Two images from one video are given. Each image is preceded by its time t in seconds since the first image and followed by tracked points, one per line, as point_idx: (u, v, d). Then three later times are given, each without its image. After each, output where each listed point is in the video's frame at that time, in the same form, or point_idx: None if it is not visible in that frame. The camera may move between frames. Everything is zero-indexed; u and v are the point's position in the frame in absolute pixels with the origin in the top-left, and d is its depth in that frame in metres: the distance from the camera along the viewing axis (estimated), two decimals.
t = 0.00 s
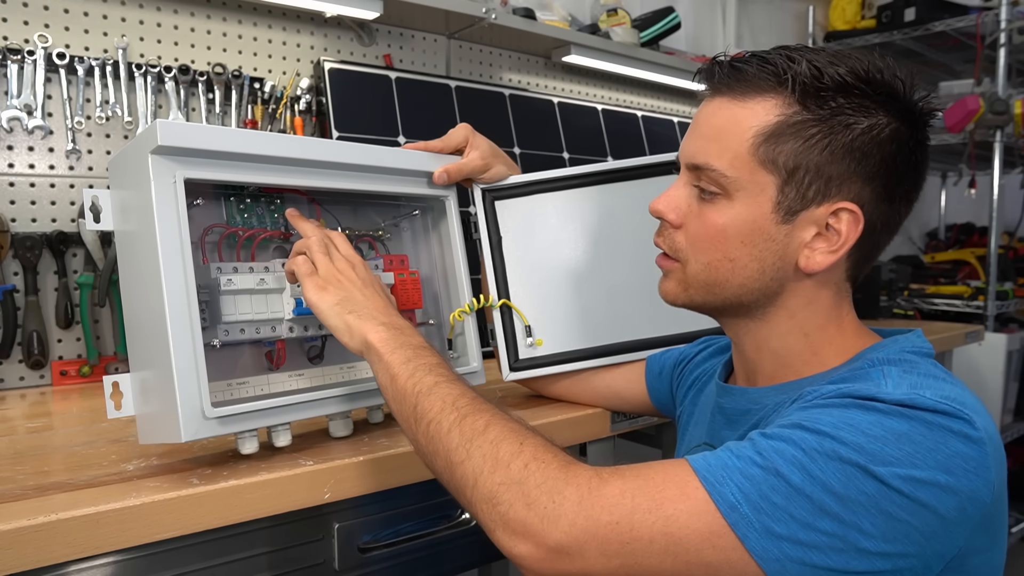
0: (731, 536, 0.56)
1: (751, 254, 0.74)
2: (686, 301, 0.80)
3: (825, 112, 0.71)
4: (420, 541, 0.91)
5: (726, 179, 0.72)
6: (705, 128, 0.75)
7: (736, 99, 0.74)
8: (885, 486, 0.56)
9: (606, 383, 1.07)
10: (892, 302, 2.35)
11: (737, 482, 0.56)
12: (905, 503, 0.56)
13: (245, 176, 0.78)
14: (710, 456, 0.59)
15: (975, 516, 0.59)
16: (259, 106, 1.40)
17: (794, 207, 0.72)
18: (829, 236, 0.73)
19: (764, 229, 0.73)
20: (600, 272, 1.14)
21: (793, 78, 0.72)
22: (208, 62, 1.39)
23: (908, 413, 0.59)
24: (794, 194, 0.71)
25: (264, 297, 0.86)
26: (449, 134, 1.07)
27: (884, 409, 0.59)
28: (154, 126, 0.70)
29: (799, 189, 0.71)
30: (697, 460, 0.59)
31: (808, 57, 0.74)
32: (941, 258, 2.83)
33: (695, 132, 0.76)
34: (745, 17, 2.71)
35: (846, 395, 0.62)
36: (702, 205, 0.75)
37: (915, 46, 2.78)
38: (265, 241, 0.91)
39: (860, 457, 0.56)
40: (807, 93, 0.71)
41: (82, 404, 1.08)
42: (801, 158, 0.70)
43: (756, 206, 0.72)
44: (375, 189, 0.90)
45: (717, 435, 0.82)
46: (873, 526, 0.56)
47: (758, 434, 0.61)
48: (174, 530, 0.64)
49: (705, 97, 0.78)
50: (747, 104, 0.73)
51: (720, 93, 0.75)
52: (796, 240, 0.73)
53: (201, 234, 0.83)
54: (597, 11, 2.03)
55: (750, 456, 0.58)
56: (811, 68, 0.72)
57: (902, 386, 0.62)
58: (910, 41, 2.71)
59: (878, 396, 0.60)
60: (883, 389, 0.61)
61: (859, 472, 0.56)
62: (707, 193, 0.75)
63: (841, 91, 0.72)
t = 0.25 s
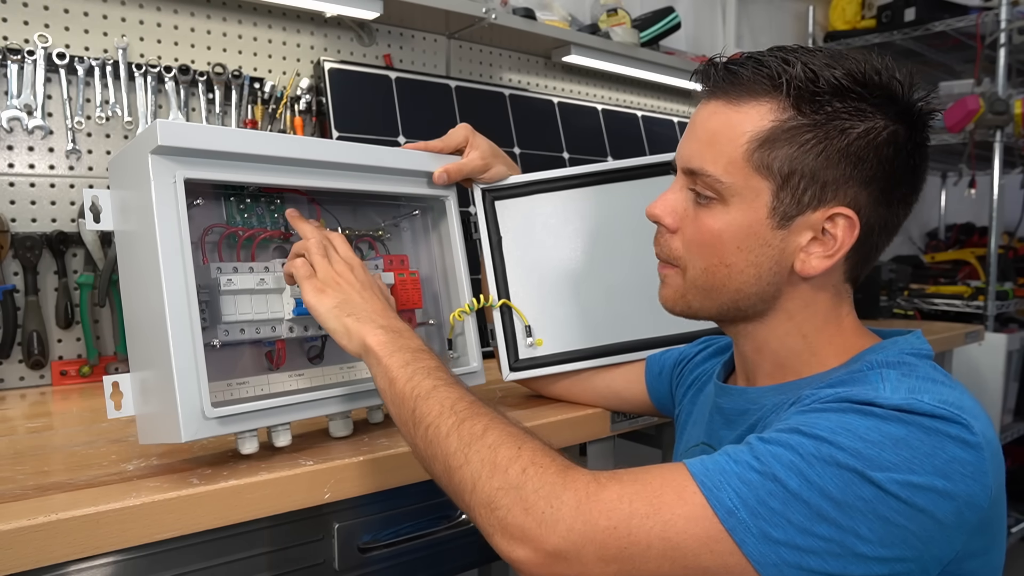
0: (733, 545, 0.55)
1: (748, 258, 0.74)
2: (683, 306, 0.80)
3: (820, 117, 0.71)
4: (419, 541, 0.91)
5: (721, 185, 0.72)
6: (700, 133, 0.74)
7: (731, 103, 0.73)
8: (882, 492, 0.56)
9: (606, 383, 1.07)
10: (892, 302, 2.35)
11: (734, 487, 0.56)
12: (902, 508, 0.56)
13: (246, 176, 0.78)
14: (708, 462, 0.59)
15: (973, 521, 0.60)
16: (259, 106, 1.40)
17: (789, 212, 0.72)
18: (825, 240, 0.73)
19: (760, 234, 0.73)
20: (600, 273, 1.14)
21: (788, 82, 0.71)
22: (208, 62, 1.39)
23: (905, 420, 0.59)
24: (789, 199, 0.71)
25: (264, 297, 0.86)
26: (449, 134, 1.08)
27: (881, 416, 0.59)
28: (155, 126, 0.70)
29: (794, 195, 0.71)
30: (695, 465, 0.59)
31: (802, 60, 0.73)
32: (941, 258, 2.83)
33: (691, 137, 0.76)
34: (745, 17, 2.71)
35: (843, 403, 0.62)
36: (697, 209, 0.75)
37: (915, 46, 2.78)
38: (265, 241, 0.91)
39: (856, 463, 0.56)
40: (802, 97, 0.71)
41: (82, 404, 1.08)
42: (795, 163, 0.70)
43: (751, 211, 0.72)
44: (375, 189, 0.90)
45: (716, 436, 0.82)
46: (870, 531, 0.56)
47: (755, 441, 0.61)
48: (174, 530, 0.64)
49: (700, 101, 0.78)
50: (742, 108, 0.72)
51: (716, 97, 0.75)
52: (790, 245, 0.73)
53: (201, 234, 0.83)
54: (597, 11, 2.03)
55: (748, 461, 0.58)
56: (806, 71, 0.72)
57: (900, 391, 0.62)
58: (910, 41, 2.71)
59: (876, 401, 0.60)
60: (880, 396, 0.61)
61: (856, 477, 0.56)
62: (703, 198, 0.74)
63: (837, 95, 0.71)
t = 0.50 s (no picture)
0: None
1: (753, 228, 0.74)
2: (691, 296, 0.79)
3: (792, 84, 0.75)
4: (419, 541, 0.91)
5: (714, 158, 0.74)
6: (685, 124, 0.78)
7: (707, 92, 0.78)
8: (945, 566, 0.54)
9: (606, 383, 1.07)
10: (892, 302, 2.35)
11: None
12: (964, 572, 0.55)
13: (246, 176, 0.78)
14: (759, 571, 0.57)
15: None
16: (259, 107, 1.40)
17: (784, 171, 0.73)
18: (822, 198, 0.74)
19: (761, 200, 0.73)
20: (600, 273, 1.14)
21: (756, 65, 0.77)
22: (208, 62, 1.39)
23: (957, 471, 0.56)
24: (781, 158, 0.73)
25: (266, 298, 0.85)
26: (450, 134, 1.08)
27: (933, 477, 0.56)
28: (156, 126, 0.70)
29: (786, 154, 0.73)
30: None
31: (765, 49, 0.80)
32: (941, 258, 2.83)
33: (675, 132, 0.79)
34: (745, 17, 2.72)
35: (887, 453, 0.58)
36: (694, 193, 0.77)
37: (915, 46, 2.78)
38: (265, 241, 0.91)
39: (915, 549, 0.54)
40: (773, 75, 0.76)
41: (82, 405, 1.08)
42: (780, 124, 0.73)
43: (750, 177, 0.73)
44: (375, 189, 0.90)
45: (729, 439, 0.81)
46: None
47: (802, 528, 0.58)
48: (175, 530, 0.64)
49: (676, 105, 0.82)
50: (717, 95, 0.77)
51: (691, 92, 0.79)
52: (793, 208, 0.74)
53: (201, 233, 0.83)
54: (597, 11, 2.03)
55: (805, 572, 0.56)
56: (771, 55, 0.78)
57: (944, 432, 0.58)
58: (910, 41, 2.71)
59: (923, 457, 0.57)
60: (925, 440, 0.58)
61: (915, 562, 0.54)
62: (697, 179, 0.76)
63: (804, 68, 0.77)
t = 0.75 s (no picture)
0: None
1: (743, 234, 0.73)
2: (686, 304, 0.79)
3: (773, 93, 0.76)
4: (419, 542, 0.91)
5: (702, 167, 0.74)
6: (670, 136, 0.78)
7: (690, 103, 0.78)
8: (962, 559, 0.55)
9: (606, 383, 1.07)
10: (892, 302, 2.35)
11: None
12: (979, 564, 0.55)
13: (247, 176, 0.78)
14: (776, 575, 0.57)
15: None
16: (259, 106, 1.40)
17: (772, 177, 0.73)
18: (809, 202, 0.74)
19: (749, 206, 0.73)
20: (600, 273, 1.14)
21: (737, 75, 0.78)
22: (208, 62, 1.39)
23: (965, 462, 0.56)
24: (768, 164, 0.73)
25: (266, 298, 0.85)
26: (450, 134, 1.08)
27: (942, 472, 0.56)
28: (158, 126, 0.70)
29: (772, 160, 0.73)
30: None
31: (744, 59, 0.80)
32: (941, 258, 2.83)
33: (661, 144, 0.79)
34: (745, 17, 2.72)
35: (895, 449, 0.58)
36: (683, 203, 0.76)
37: (915, 46, 2.78)
38: (265, 241, 0.91)
39: (930, 544, 0.55)
40: (754, 84, 0.76)
41: (82, 405, 1.08)
42: (764, 132, 0.74)
43: (739, 185, 0.73)
44: (376, 189, 0.90)
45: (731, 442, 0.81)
46: None
47: (816, 529, 0.58)
48: (175, 530, 0.64)
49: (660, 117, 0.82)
50: (700, 106, 0.77)
51: (674, 104, 0.80)
52: (781, 213, 0.74)
53: (202, 233, 0.83)
54: (597, 11, 2.03)
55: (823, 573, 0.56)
56: (751, 64, 0.78)
57: (949, 425, 0.58)
58: (910, 41, 2.71)
59: (931, 454, 0.57)
60: (932, 434, 0.58)
61: (932, 557, 0.55)
62: (686, 189, 0.76)
63: (784, 77, 0.77)
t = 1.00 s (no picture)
0: None
1: (739, 237, 0.73)
2: (685, 309, 0.78)
3: (765, 98, 0.76)
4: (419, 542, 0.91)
5: (696, 172, 0.74)
6: (663, 141, 0.78)
7: (682, 108, 0.78)
8: (955, 556, 0.55)
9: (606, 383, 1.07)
10: (892, 302, 2.35)
11: None
12: (973, 561, 0.55)
13: (247, 176, 0.78)
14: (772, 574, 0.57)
15: None
16: (259, 106, 1.40)
17: (765, 182, 0.73)
18: (802, 205, 0.74)
19: (745, 210, 0.73)
20: (599, 273, 1.14)
21: (729, 79, 0.78)
22: (208, 62, 1.39)
23: (958, 461, 0.56)
24: (762, 169, 0.73)
25: (266, 298, 0.85)
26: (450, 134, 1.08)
27: (936, 469, 0.56)
28: (157, 126, 0.70)
29: (766, 164, 0.73)
30: None
31: (735, 64, 0.80)
32: (941, 258, 2.83)
33: (654, 149, 0.79)
34: (745, 17, 2.72)
35: (889, 448, 0.58)
36: (678, 207, 0.76)
37: (915, 46, 2.78)
38: (265, 241, 0.91)
39: (925, 539, 0.55)
40: (747, 88, 0.77)
41: (82, 404, 1.08)
42: (757, 136, 0.74)
43: (733, 189, 0.73)
44: (376, 189, 0.90)
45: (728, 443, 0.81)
46: None
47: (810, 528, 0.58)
48: (175, 530, 0.64)
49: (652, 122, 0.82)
50: (693, 110, 0.77)
51: (666, 109, 0.79)
52: (775, 216, 0.74)
53: (202, 233, 0.83)
54: (597, 11, 2.03)
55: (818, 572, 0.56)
56: (742, 70, 0.78)
57: (943, 424, 0.58)
58: (910, 41, 2.71)
59: (926, 450, 0.57)
60: (926, 433, 0.58)
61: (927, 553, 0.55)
62: (681, 194, 0.76)
63: (775, 82, 0.77)
